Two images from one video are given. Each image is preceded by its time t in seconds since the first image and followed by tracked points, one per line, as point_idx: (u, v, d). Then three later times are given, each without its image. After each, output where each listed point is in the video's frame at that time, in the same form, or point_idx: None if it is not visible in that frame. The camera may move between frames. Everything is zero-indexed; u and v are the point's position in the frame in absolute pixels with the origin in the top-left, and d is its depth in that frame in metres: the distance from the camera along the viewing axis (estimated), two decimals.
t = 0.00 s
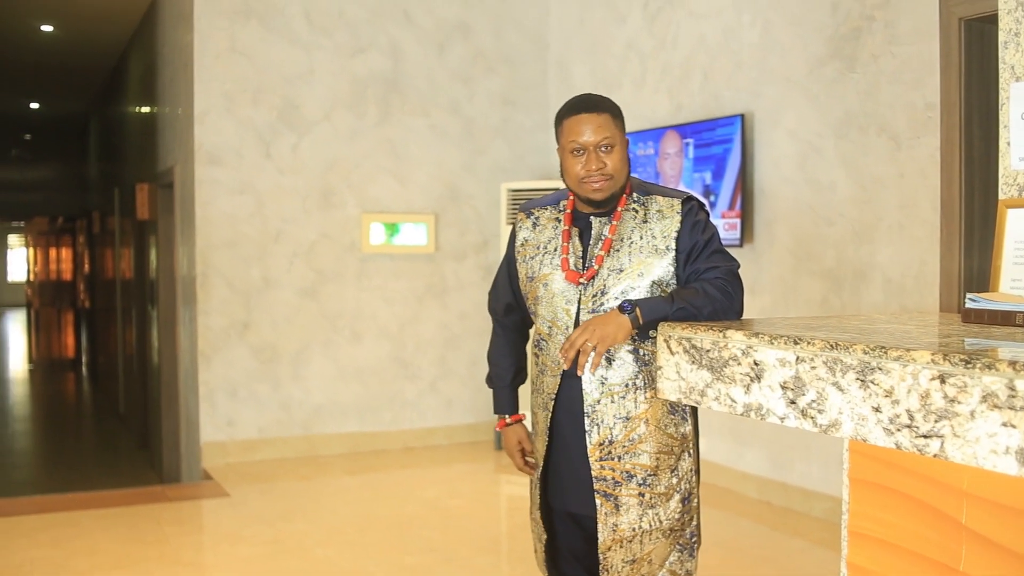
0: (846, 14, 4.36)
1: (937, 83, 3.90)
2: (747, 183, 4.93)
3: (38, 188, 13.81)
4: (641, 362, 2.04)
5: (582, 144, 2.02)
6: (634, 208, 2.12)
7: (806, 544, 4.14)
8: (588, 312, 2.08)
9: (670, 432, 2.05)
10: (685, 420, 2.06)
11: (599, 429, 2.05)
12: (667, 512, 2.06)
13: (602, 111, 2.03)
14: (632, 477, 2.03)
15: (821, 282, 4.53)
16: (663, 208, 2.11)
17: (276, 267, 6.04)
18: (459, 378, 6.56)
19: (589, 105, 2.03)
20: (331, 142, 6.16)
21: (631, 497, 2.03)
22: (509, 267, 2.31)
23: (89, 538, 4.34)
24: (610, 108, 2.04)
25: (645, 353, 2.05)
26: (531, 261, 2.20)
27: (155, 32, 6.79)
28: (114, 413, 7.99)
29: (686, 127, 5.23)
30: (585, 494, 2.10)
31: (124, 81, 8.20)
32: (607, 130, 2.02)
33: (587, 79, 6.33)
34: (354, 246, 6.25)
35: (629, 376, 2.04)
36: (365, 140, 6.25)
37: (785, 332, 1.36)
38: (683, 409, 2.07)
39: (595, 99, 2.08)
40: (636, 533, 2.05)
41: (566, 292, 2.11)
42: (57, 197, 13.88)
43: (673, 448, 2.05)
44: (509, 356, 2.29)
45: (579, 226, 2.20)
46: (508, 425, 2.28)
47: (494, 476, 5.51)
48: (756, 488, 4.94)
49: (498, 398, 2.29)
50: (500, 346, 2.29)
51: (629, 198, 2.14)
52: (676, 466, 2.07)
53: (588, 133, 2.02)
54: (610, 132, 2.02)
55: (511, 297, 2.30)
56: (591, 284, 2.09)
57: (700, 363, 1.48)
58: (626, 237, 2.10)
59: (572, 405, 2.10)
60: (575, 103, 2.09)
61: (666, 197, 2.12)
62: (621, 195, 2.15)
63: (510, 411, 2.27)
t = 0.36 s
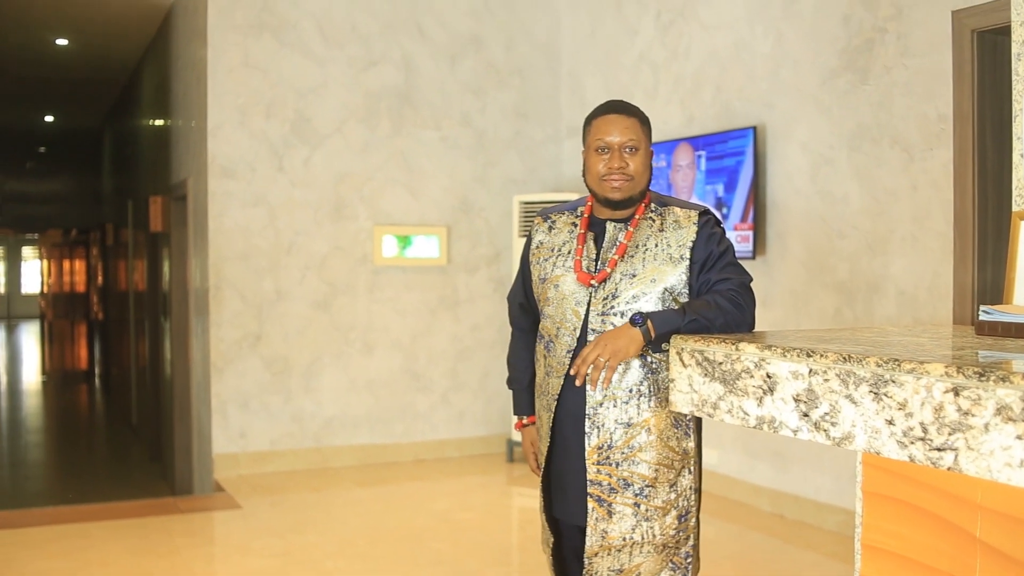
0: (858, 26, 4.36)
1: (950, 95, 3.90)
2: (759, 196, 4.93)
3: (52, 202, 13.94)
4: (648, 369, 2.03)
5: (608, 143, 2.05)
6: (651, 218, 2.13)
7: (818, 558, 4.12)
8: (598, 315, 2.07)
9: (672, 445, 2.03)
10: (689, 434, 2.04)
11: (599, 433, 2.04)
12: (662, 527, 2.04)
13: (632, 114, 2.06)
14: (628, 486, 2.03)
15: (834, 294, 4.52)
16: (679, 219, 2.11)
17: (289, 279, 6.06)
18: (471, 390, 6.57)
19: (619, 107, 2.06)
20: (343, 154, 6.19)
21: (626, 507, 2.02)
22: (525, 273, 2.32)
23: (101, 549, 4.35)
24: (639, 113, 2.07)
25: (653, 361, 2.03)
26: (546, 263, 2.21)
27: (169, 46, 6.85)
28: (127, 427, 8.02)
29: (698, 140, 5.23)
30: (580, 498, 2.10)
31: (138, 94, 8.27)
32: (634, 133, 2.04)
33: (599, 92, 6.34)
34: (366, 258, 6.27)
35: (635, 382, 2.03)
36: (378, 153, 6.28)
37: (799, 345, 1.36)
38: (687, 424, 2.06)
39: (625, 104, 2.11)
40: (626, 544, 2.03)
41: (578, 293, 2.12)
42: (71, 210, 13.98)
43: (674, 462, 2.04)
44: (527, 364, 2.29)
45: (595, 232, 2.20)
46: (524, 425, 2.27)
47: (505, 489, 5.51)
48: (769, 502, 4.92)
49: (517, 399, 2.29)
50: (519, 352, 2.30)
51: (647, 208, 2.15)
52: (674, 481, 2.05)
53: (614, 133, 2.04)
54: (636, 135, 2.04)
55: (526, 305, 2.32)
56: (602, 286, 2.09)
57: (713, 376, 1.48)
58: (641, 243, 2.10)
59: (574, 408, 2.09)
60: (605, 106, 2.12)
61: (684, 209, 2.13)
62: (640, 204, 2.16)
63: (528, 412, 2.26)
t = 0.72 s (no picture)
0: (861, 35, 4.37)
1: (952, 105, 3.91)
2: (761, 204, 4.93)
3: (56, 211, 13.99)
4: (647, 375, 2.03)
5: (618, 149, 2.06)
6: (656, 226, 2.14)
7: (822, 567, 4.11)
8: (600, 319, 2.08)
9: (670, 455, 2.03)
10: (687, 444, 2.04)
11: (597, 436, 2.04)
12: (656, 537, 2.03)
13: (642, 122, 2.07)
14: (623, 493, 2.02)
15: (837, 303, 4.52)
16: (685, 228, 2.12)
17: (291, 288, 6.07)
18: (473, 399, 6.57)
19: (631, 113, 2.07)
20: (346, 163, 6.20)
21: (621, 514, 2.02)
22: (530, 279, 2.33)
23: (103, 558, 4.35)
24: (650, 120, 2.07)
25: (653, 368, 2.03)
26: (550, 269, 2.22)
27: (172, 56, 6.88)
28: (130, 436, 8.03)
29: (701, 149, 5.24)
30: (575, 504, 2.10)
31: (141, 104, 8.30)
32: (644, 140, 2.05)
33: (602, 101, 6.36)
34: (369, 267, 6.27)
35: (634, 388, 2.03)
36: (381, 162, 6.29)
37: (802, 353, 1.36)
38: (685, 434, 2.06)
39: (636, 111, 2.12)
40: (620, 552, 2.03)
41: (580, 298, 2.12)
42: (74, 218, 14.01)
43: (670, 472, 2.04)
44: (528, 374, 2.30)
45: (601, 239, 2.21)
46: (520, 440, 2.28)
47: (509, 498, 5.50)
48: (772, 511, 4.91)
49: (515, 415, 2.30)
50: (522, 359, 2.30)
51: (653, 216, 2.16)
52: (670, 491, 2.04)
53: (625, 139, 2.05)
54: (646, 142, 2.05)
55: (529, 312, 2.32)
56: (605, 291, 2.09)
57: (715, 385, 1.49)
58: (645, 250, 2.11)
59: (573, 414, 2.09)
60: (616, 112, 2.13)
61: (690, 218, 2.13)
62: (646, 213, 2.16)
63: (525, 428, 2.27)
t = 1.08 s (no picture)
0: (860, 40, 4.38)
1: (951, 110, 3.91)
2: (761, 210, 4.94)
3: (57, 215, 14.02)
4: (650, 380, 2.03)
5: (619, 153, 2.07)
6: (657, 231, 2.14)
7: (822, 572, 4.11)
8: (603, 324, 2.08)
9: (673, 460, 2.03)
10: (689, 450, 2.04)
11: (600, 442, 2.04)
12: (660, 543, 2.03)
13: (644, 127, 2.08)
14: (627, 499, 2.02)
15: (836, 308, 4.52)
16: (686, 232, 2.12)
17: (291, 293, 6.07)
18: (473, 404, 6.57)
19: (632, 119, 2.08)
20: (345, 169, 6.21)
21: (625, 520, 2.02)
22: (529, 284, 2.33)
23: (101, 564, 4.33)
24: (650, 126, 2.09)
25: (656, 372, 2.04)
26: (550, 273, 2.22)
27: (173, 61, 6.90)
28: (129, 441, 8.04)
29: (700, 154, 5.25)
30: (579, 510, 2.09)
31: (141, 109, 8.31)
32: (645, 144, 2.06)
33: (602, 107, 6.37)
34: (368, 272, 6.27)
35: (637, 392, 2.03)
36: (380, 167, 6.30)
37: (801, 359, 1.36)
38: (687, 439, 2.06)
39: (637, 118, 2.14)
40: (624, 557, 2.02)
41: (582, 303, 2.13)
42: (74, 223, 14.04)
43: (673, 477, 2.03)
44: (526, 380, 2.29)
45: (601, 244, 2.22)
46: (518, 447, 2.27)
47: (508, 503, 5.50)
48: (772, 516, 4.91)
49: (511, 422, 2.29)
50: (521, 364, 2.30)
51: (654, 221, 2.16)
52: (673, 496, 2.04)
53: (626, 144, 2.06)
54: (647, 147, 2.06)
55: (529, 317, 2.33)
56: (607, 296, 2.10)
57: (715, 390, 1.49)
58: (646, 255, 2.11)
59: (575, 419, 2.09)
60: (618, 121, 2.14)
61: (690, 224, 2.13)
62: (647, 218, 2.17)
63: (522, 435, 2.26)
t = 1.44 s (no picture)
0: (852, 44, 4.39)
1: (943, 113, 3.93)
2: (753, 213, 4.95)
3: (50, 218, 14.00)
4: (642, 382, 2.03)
5: (612, 156, 2.07)
6: (650, 234, 2.14)
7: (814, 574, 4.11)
8: (595, 327, 2.08)
9: (665, 463, 2.04)
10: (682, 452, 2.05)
11: (593, 445, 2.04)
12: (653, 546, 2.03)
13: (637, 131, 2.08)
14: (620, 502, 2.02)
15: (828, 310, 4.54)
16: (679, 235, 2.12)
17: (284, 296, 6.06)
18: (466, 407, 6.57)
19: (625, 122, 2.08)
20: (339, 171, 6.20)
21: (618, 522, 2.02)
22: (522, 287, 2.33)
23: (93, 567, 4.32)
24: (644, 129, 2.09)
25: (649, 375, 2.04)
26: (543, 276, 2.22)
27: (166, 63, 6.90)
28: (120, 444, 8.01)
29: (693, 157, 5.26)
30: (572, 513, 2.10)
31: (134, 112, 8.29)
32: (638, 148, 2.06)
33: (595, 110, 6.38)
34: (361, 274, 6.27)
35: (629, 395, 2.03)
36: (373, 169, 6.30)
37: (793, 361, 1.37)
38: (680, 441, 2.07)
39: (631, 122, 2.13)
40: (617, 560, 2.02)
41: (576, 307, 2.13)
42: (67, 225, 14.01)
43: (666, 480, 2.04)
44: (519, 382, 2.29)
45: (595, 247, 2.22)
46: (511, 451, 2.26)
47: (500, 505, 5.50)
48: (764, 518, 4.92)
49: (505, 425, 2.29)
50: (513, 368, 2.30)
51: (647, 225, 2.16)
52: (666, 499, 2.04)
53: (619, 147, 2.06)
54: (640, 150, 2.06)
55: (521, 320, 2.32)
56: (600, 299, 2.10)
57: (707, 393, 1.49)
58: (640, 258, 2.11)
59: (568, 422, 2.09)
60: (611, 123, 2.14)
61: (683, 227, 2.14)
62: (640, 222, 2.17)
63: (515, 438, 2.26)
